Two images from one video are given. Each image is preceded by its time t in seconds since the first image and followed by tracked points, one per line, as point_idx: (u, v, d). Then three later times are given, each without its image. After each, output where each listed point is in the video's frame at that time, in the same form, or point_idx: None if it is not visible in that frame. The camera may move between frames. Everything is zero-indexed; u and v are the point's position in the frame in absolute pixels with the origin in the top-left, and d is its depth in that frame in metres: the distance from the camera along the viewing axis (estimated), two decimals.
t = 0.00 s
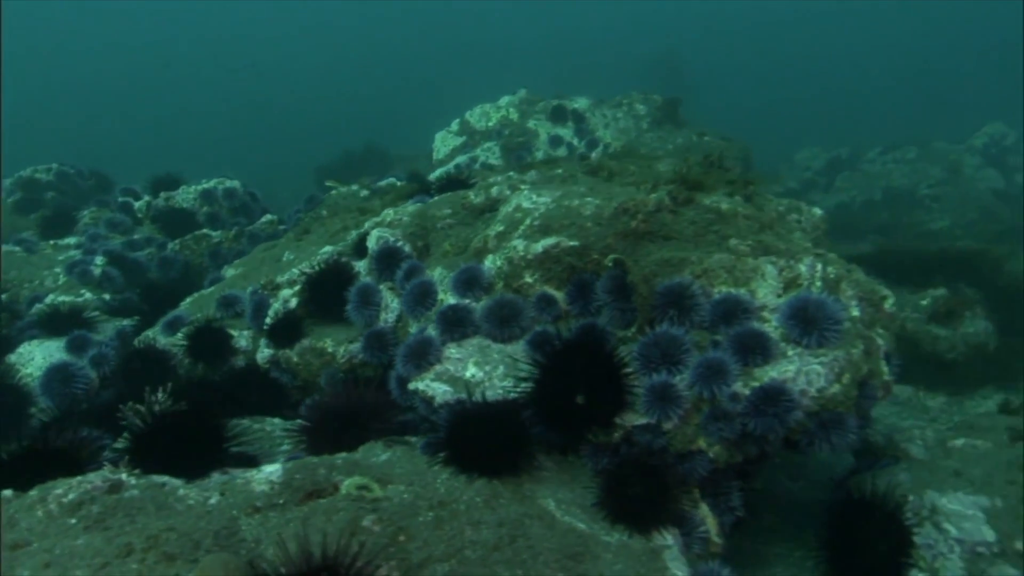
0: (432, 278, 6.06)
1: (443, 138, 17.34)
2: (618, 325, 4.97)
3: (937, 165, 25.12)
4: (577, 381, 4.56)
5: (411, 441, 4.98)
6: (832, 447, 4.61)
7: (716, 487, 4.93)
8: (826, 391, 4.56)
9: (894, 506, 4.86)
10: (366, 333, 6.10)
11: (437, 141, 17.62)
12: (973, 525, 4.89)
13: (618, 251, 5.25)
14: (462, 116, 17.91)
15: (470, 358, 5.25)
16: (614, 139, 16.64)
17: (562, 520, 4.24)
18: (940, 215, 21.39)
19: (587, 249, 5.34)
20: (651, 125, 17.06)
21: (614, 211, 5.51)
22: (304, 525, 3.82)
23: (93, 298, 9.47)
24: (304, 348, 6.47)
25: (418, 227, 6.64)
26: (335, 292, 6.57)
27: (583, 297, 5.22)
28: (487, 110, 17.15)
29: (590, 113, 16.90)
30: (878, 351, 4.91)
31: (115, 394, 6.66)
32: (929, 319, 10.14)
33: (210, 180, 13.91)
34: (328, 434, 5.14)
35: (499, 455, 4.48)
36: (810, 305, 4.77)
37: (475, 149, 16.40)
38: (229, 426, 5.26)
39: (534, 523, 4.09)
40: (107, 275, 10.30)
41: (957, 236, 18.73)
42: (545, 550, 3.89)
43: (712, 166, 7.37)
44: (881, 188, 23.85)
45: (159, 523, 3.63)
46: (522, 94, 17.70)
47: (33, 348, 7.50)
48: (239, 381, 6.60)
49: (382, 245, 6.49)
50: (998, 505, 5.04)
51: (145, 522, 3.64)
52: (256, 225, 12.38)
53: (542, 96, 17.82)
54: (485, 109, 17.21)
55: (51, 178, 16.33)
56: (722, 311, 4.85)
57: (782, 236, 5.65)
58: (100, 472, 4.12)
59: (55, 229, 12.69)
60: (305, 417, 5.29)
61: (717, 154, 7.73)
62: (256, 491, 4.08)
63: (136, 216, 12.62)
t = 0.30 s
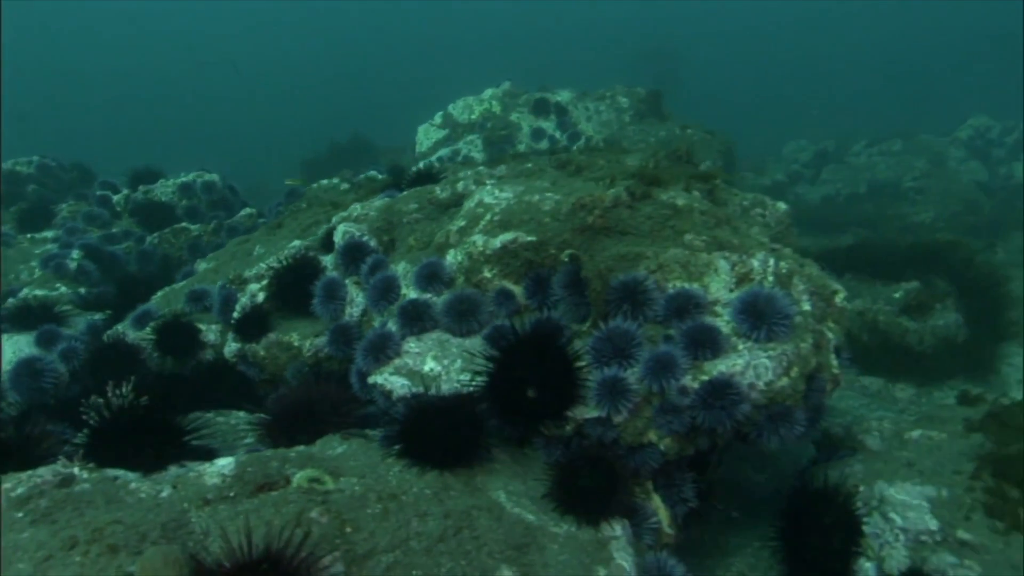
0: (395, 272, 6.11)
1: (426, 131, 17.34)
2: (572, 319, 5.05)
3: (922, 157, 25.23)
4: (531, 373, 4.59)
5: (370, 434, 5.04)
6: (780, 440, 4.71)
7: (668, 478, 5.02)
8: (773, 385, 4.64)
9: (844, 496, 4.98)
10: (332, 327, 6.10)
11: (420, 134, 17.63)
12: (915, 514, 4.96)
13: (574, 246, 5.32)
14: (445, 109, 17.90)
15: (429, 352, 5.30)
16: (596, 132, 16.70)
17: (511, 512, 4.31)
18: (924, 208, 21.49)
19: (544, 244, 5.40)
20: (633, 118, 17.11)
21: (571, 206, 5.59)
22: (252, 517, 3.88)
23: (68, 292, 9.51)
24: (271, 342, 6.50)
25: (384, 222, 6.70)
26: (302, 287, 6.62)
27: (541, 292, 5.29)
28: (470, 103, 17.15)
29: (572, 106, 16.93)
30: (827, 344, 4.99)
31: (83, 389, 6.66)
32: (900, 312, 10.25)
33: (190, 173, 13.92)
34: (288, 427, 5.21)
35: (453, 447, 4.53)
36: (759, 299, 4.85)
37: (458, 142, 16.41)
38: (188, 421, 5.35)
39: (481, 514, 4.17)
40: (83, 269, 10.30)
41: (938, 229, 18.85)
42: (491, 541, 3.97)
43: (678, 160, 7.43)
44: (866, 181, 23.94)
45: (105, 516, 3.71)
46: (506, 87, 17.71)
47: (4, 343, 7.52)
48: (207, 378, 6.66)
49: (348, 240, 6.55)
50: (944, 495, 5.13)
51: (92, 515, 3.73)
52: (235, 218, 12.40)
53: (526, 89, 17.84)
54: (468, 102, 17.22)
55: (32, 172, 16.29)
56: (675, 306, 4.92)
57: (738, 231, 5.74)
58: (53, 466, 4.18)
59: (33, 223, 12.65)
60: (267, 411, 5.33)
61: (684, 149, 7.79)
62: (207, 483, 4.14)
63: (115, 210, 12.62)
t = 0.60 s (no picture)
0: (367, 251, 6.13)
1: (416, 109, 17.25)
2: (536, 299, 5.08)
3: (917, 140, 25.14)
4: (493, 353, 4.59)
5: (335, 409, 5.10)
6: (740, 420, 4.75)
7: (631, 457, 5.09)
8: (733, 366, 4.69)
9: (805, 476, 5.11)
10: (306, 306, 6.05)
11: (410, 113, 17.57)
12: (872, 494, 5.03)
13: (540, 227, 5.35)
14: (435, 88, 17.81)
15: (397, 330, 5.33)
16: (586, 112, 16.64)
17: (470, 489, 4.37)
18: (916, 191, 21.47)
19: (512, 225, 5.44)
20: (624, 98, 17.03)
21: (539, 187, 5.61)
22: (209, 491, 3.94)
23: (49, 269, 9.53)
24: (245, 320, 6.53)
25: (359, 201, 6.72)
26: (276, 265, 6.65)
27: (508, 272, 5.32)
28: (460, 82, 17.06)
29: (562, 85, 16.84)
30: (790, 326, 5.04)
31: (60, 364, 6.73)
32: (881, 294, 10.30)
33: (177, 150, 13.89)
34: (257, 403, 5.29)
35: (415, 424, 4.56)
36: (722, 281, 4.87)
37: (447, 122, 16.35)
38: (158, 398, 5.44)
39: (438, 491, 4.23)
40: (66, 246, 10.30)
41: (928, 212, 18.84)
42: (445, 516, 4.04)
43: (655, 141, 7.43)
44: (860, 163, 23.87)
45: (63, 491, 3.78)
46: (497, 65, 17.60)
47: None
48: (182, 354, 6.69)
49: (322, 219, 6.56)
50: (902, 474, 5.18)
51: (50, 489, 3.79)
52: (221, 196, 12.39)
53: (516, 68, 17.73)
54: (458, 81, 17.12)
55: (19, 148, 16.21)
56: (639, 286, 4.95)
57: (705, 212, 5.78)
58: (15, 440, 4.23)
59: (17, 199, 12.61)
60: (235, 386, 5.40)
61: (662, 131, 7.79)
62: (167, 458, 4.19)
63: (100, 187, 12.60)
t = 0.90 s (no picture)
0: (338, 235, 6.10)
1: (401, 92, 17.13)
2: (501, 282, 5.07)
3: (906, 123, 25.10)
4: (455, 338, 4.53)
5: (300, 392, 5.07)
6: (703, 403, 4.75)
7: (596, 439, 5.10)
8: (696, 349, 4.70)
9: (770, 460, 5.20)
10: (278, 290, 6.02)
11: (396, 96, 17.45)
12: (834, 475, 5.06)
13: (506, 210, 5.34)
14: (422, 70, 17.68)
15: (364, 314, 5.31)
16: (572, 95, 16.55)
17: (432, 472, 4.38)
18: (904, 174, 21.46)
19: (478, 208, 5.43)
20: (611, 81, 16.94)
21: (507, 170, 5.60)
22: (167, 475, 3.95)
23: (26, 254, 9.48)
24: (216, 304, 6.51)
25: (330, 185, 6.69)
26: (247, 249, 6.62)
27: (475, 256, 5.30)
28: (446, 65, 16.93)
29: (548, 68, 16.75)
30: (754, 310, 5.06)
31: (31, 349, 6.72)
32: (861, 277, 10.33)
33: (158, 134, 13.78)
34: (224, 388, 5.27)
35: (378, 408, 4.54)
36: (686, 264, 4.87)
37: (433, 105, 16.24)
38: (126, 384, 5.44)
39: (398, 474, 4.24)
40: (44, 230, 10.25)
41: (915, 196, 18.86)
42: (403, 499, 4.07)
43: (630, 123, 7.40)
44: (850, 145, 23.83)
45: (19, 476, 3.78)
46: (484, 48, 17.48)
47: None
48: (153, 337, 6.66)
49: (294, 203, 6.53)
50: (865, 456, 5.21)
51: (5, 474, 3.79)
52: (202, 180, 12.32)
53: (503, 51, 17.61)
54: (444, 63, 16.99)
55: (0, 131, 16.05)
56: (605, 270, 4.94)
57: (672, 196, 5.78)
58: None
59: None
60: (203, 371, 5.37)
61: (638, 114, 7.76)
62: (126, 443, 4.18)
63: (80, 170, 12.51)
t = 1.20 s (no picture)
0: (309, 224, 6.06)
1: (384, 79, 17.00)
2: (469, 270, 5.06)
3: (893, 106, 25.12)
4: (419, 326, 4.49)
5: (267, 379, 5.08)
6: (670, 388, 4.77)
7: (566, 425, 5.08)
8: (662, 334, 4.71)
9: (739, 442, 5.19)
10: (250, 279, 5.97)
11: (379, 83, 17.33)
12: (802, 458, 5.12)
13: (474, 196, 5.33)
14: (405, 57, 17.57)
15: (333, 303, 5.28)
16: (555, 80, 16.49)
17: (397, 460, 4.37)
18: (889, 158, 21.52)
19: (446, 195, 5.41)
20: (595, 67, 16.89)
21: (475, 157, 5.58)
22: (128, 466, 3.94)
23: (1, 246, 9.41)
24: (188, 295, 6.47)
25: (302, 173, 6.65)
26: (219, 239, 6.59)
27: (444, 243, 5.28)
28: (429, 51, 16.82)
29: (532, 53, 16.67)
30: (721, 294, 5.08)
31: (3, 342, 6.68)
32: (842, 261, 10.36)
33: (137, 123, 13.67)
34: (194, 377, 5.28)
35: (343, 397, 4.52)
36: (652, 249, 4.87)
37: (416, 92, 16.16)
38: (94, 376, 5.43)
39: (362, 463, 4.25)
40: (20, 221, 10.17)
41: (900, 180, 18.92)
42: (366, 487, 4.09)
43: (604, 108, 7.38)
44: (837, 129, 23.82)
45: None
46: (467, 33, 17.37)
47: None
48: (125, 329, 6.62)
49: (265, 191, 6.48)
50: (832, 439, 5.26)
51: None
52: (181, 169, 12.25)
53: (487, 36, 17.51)
54: (427, 50, 16.87)
55: None
56: (572, 256, 4.93)
57: (642, 181, 5.78)
58: None
59: None
60: (173, 362, 5.38)
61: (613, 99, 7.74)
62: (88, 435, 4.17)
63: (57, 160, 12.40)
